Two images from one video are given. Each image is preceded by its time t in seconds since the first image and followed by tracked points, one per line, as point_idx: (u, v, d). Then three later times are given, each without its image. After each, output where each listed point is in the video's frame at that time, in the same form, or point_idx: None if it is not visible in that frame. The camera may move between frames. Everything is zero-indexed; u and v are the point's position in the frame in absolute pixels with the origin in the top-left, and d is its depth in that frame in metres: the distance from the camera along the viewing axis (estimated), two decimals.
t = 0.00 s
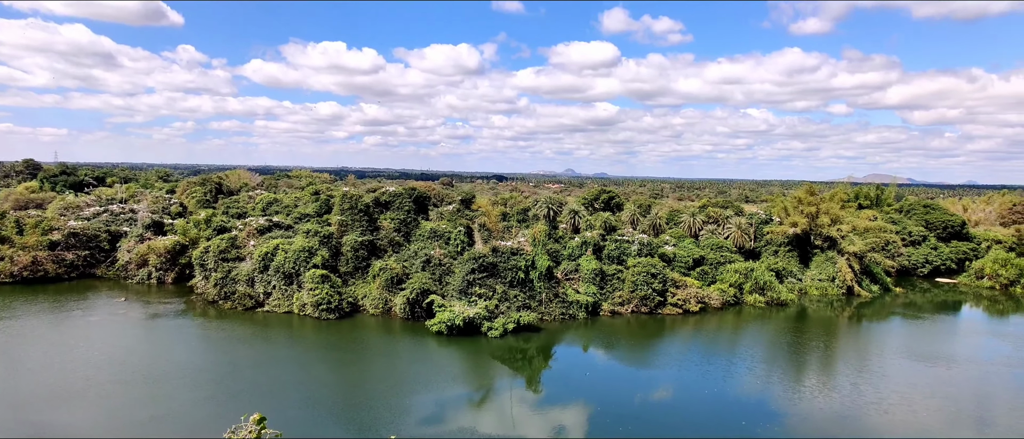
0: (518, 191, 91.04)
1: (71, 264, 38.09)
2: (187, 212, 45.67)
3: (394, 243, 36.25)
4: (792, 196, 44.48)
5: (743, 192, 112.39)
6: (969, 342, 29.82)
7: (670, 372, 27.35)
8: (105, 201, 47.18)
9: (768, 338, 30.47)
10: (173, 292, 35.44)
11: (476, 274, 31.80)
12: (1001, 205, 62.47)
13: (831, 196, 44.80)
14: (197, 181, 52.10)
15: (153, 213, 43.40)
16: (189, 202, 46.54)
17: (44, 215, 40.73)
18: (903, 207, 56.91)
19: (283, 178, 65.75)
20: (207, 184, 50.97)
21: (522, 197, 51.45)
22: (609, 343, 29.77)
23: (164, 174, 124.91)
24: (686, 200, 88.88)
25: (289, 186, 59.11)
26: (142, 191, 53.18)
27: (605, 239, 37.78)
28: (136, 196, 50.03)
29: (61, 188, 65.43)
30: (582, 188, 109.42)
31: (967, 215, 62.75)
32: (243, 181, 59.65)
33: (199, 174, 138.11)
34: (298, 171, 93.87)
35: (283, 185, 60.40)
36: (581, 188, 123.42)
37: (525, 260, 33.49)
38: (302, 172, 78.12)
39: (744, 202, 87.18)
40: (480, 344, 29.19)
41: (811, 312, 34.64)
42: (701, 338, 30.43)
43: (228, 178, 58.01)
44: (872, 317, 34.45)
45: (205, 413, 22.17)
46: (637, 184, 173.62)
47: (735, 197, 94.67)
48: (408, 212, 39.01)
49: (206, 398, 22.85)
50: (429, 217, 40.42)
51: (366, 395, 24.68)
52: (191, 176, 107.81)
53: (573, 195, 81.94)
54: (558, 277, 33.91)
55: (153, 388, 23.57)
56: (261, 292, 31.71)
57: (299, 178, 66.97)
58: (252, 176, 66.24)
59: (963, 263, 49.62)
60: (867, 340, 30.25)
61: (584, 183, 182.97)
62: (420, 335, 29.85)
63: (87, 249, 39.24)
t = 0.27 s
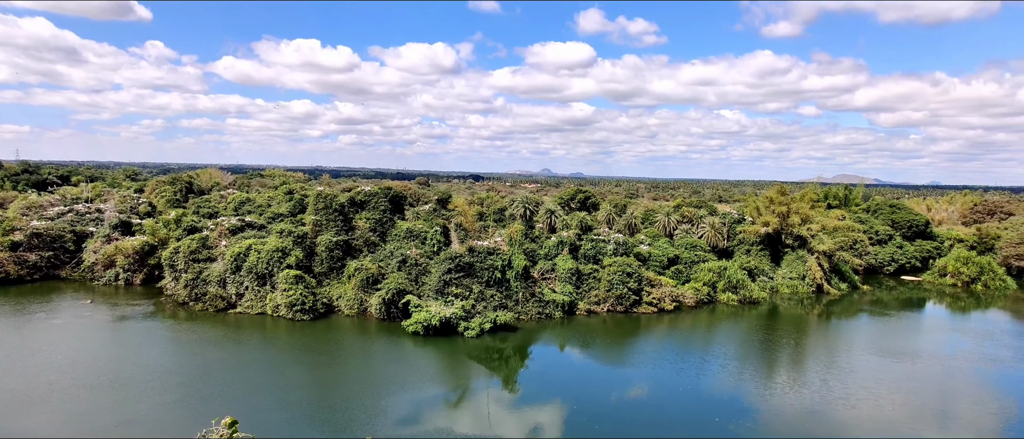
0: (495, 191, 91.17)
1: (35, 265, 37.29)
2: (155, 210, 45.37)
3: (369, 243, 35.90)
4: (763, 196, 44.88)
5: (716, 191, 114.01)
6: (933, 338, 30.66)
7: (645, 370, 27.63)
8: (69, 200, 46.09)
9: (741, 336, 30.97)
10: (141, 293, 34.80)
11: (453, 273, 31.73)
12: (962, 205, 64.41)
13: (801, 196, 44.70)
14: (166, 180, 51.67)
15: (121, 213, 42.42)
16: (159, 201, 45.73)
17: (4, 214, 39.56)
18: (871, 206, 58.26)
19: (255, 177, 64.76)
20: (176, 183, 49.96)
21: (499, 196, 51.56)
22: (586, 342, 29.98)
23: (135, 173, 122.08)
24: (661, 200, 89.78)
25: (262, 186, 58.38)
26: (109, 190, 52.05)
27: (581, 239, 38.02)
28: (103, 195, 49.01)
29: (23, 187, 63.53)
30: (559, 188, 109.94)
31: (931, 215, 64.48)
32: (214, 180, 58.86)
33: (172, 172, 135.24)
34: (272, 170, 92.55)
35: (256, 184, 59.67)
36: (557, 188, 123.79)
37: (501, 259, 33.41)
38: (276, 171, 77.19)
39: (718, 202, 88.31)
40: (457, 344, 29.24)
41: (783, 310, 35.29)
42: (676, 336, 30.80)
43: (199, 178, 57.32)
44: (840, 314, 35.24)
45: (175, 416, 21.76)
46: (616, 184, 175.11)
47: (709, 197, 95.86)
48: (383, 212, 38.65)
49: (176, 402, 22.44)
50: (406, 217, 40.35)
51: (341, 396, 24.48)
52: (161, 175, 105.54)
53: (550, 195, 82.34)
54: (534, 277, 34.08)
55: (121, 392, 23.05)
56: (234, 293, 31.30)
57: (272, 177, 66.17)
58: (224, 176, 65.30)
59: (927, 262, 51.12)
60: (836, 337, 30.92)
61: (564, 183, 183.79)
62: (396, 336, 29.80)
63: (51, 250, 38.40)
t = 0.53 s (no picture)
0: (471, 191, 91.01)
1: None
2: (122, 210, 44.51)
3: (344, 244, 35.50)
4: (737, 197, 46.51)
5: (689, 192, 115.70)
6: (898, 335, 31.47)
7: (620, 369, 27.89)
8: (31, 200, 44.72)
9: (714, 335, 31.42)
10: (107, 296, 34.03)
11: (429, 274, 31.57)
12: (925, 205, 66.35)
13: (772, 196, 47.61)
14: (134, 180, 50.86)
15: (86, 213, 41.27)
16: (126, 201, 44.85)
17: None
18: (839, 207, 59.57)
19: (226, 177, 63.67)
20: (144, 184, 48.91)
21: (475, 197, 51.61)
22: (561, 343, 30.15)
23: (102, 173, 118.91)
24: (635, 200, 90.58)
25: (233, 186, 57.49)
26: (73, 190, 50.69)
27: (557, 239, 38.21)
28: (67, 195, 47.80)
29: None
30: (536, 189, 110.25)
31: (895, 215, 66.16)
32: (184, 180, 57.83)
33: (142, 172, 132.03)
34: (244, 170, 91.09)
35: (227, 184, 58.73)
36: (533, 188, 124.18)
37: (478, 260, 33.31)
38: (248, 171, 76.02)
39: (691, 203, 89.44)
40: (433, 345, 29.25)
41: (754, 309, 35.93)
42: (650, 336, 31.13)
43: (167, 178, 56.30)
44: (810, 313, 35.95)
45: (143, 422, 21.27)
46: (595, 185, 176.37)
47: (683, 197, 97.02)
48: (358, 213, 38.17)
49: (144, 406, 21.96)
50: (381, 217, 40.17)
51: (315, 398, 24.22)
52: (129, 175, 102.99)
53: (526, 196, 82.51)
54: (511, 277, 34.26)
55: (86, 397, 22.48)
56: (204, 295, 30.83)
57: (244, 177, 65.17)
58: (194, 176, 64.14)
59: (893, 261, 52.30)
60: (805, 335, 31.54)
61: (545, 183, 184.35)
62: (371, 338, 29.71)
63: (12, 251, 37.25)
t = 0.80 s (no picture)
0: (447, 191, 90.78)
1: None
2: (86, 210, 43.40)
3: (317, 244, 35.07)
4: (708, 197, 45.79)
5: (662, 192, 117.27)
6: (863, 332, 32.26)
7: (594, 368, 28.09)
8: None
9: (686, 333, 31.83)
10: (70, 299, 33.17)
11: (404, 275, 31.40)
12: (889, 205, 68.33)
13: (743, 197, 45.99)
14: (99, 179, 49.75)
15: (48, 213, 40.18)
16: (91, 201, 43.86)
17: None
18: (807, 207, 60.87)
19: (196, 177, 62.48)
20: (109, 183, 47.91)
21: (451, 197, 51.61)
22: (536, 343, 30.27)
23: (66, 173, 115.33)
24: (610, 200, 91.30)
25: (203, 186, 56.46)
26: (33, 190, 49.13)
27: (532, 239, 38.36)
28: (27, 195, 46.33)
29: None
30: (511, 189, 110.40)
31: (861, 215, 67.74)
32: (151, 179, 56.60)
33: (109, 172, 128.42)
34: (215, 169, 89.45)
35: (196, 184, 57.63)
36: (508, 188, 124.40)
37: (453, 260, 33.10)
38: (219, 171, 74.64)
39: (664, 203, 90.47)
40: (408, 346, 29.22)
41: (725, 307, 36.55)
42: (624, 335, 31.41)
43: (134, 177, 55.05)
44: (779, 311, 36.65)
45: (107, 427, 20.72)
46: (573, 185, 177.59)
47: (656, 198, 98.12)
48: (331, 213, 37.86)
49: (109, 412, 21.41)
50: (354, 217, 39.88)
51: (288, 401, 23.87)
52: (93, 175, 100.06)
53: (502, 196, 82.60)
54: (486, 277, 34.33)
55: (47, 403, 21.83)
56: (172, 297, 30.28)
57: (214, 177, 64.01)
58: (161, 175, 62.75)
59: (859, 259, 53.73)
60: (775, 333, 32.14)
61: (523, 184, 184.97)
62: (345, 339, 29.58)
63: None
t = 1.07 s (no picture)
0: (421, 190, 90.27)
1: None
2: (44, 209, 42.03)
3: (288, 244, 34.70)
4: (679, 197, 46.94)
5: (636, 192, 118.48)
6: (829, 328, 33.04)
7: (567, 366, 28.26)
8: None
9: (658, 331, 32.21)
10: (28, 302, 32.14)
11: (376, 275, 31.45)
12: (853, 205, 70.06)
13: (713, 196, 46.40)
14: (58, 178, 48.37)
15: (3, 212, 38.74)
16: (50, 201, 42.40)
17: None
18: (774, 206, 61.96)
19: (161, 175, 60.91)
20: (70, 182, 46.68)
21: (424, 197, 51.46)
22: (510, 342, 30.36)
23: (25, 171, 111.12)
24: (583, 200, 91.76)
25: (168, 184, 55.11)
26: None
27: (506, 238, 38.59)
28: None
29: None
30: (486, 188, 110.35)
31: (827, 213, 69.14)
32: (115, 178, 55.10)
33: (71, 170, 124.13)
34: (182, 168, 87.32)
35: (161, 182, 56.16)
36: (483, 187, 124.29)
37: (426, 260, 33.16)
38: (186, 169, 72.92)
39: (636, 202, 91.27)
40: (381, 346, 29.12)
41: (696, 305, 37.10)
42: (598, 333, 31.66)
43: (96, 175, 53.53)
44: (748, 308, 37.29)
45: (65, 432, 20.08)
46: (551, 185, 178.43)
47: (629, 197, 98.94)
48: (302, 212, 37.61)
49: (68, 417, 20.78)
50: (326, 217, 39.66)
51: (257, 403, 23.47)
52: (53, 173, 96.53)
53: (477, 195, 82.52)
54: (459, 277, 34.25)
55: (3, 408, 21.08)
56: (137, 299, 29.54)
57: (180, 175, 62.51)
58: (124, 173, 61.09)
59: (824, 257, 54.72)
60: (745, 329, 32.72)
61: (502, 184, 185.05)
62: (316, 340, 29.29)
63: None
